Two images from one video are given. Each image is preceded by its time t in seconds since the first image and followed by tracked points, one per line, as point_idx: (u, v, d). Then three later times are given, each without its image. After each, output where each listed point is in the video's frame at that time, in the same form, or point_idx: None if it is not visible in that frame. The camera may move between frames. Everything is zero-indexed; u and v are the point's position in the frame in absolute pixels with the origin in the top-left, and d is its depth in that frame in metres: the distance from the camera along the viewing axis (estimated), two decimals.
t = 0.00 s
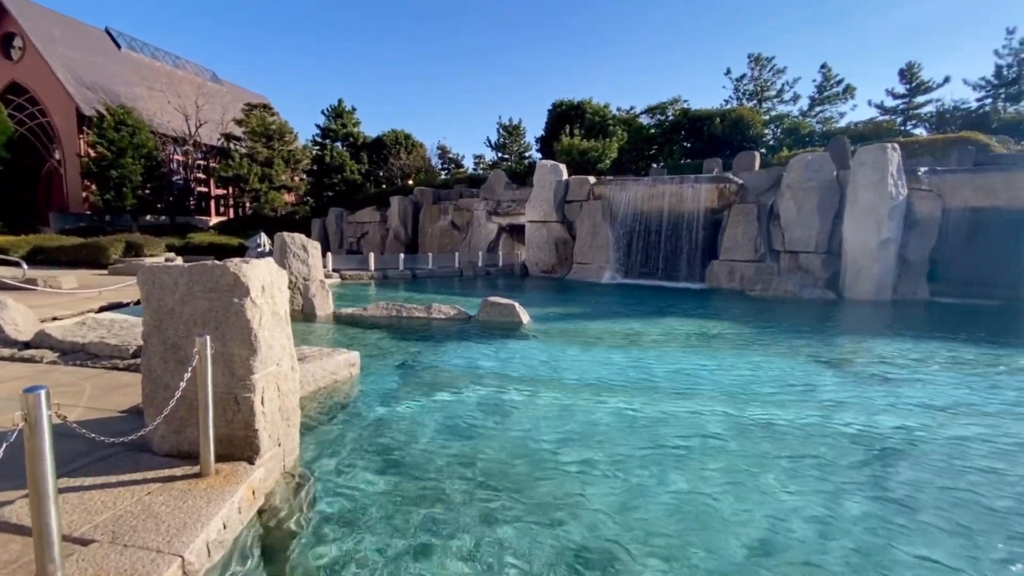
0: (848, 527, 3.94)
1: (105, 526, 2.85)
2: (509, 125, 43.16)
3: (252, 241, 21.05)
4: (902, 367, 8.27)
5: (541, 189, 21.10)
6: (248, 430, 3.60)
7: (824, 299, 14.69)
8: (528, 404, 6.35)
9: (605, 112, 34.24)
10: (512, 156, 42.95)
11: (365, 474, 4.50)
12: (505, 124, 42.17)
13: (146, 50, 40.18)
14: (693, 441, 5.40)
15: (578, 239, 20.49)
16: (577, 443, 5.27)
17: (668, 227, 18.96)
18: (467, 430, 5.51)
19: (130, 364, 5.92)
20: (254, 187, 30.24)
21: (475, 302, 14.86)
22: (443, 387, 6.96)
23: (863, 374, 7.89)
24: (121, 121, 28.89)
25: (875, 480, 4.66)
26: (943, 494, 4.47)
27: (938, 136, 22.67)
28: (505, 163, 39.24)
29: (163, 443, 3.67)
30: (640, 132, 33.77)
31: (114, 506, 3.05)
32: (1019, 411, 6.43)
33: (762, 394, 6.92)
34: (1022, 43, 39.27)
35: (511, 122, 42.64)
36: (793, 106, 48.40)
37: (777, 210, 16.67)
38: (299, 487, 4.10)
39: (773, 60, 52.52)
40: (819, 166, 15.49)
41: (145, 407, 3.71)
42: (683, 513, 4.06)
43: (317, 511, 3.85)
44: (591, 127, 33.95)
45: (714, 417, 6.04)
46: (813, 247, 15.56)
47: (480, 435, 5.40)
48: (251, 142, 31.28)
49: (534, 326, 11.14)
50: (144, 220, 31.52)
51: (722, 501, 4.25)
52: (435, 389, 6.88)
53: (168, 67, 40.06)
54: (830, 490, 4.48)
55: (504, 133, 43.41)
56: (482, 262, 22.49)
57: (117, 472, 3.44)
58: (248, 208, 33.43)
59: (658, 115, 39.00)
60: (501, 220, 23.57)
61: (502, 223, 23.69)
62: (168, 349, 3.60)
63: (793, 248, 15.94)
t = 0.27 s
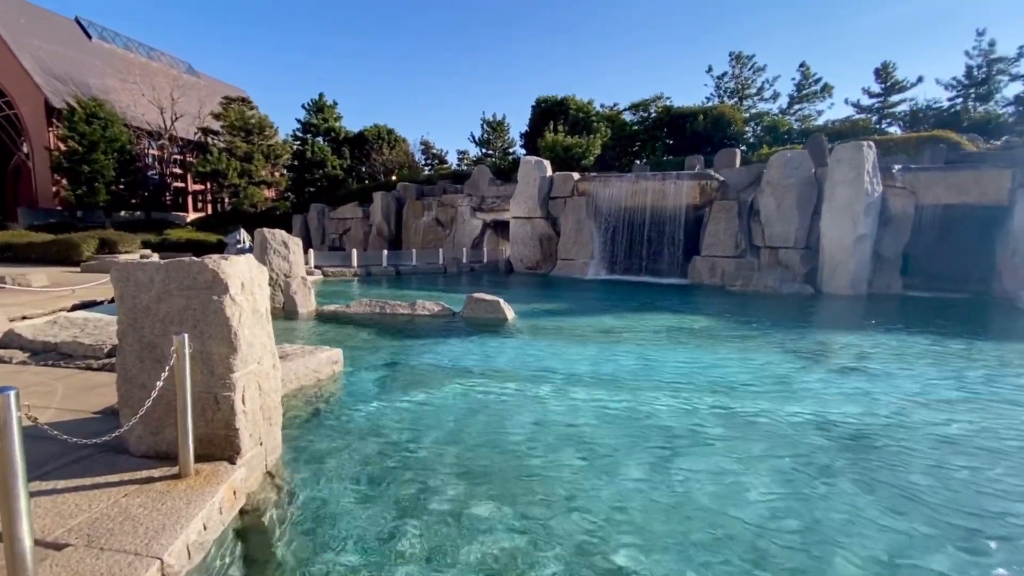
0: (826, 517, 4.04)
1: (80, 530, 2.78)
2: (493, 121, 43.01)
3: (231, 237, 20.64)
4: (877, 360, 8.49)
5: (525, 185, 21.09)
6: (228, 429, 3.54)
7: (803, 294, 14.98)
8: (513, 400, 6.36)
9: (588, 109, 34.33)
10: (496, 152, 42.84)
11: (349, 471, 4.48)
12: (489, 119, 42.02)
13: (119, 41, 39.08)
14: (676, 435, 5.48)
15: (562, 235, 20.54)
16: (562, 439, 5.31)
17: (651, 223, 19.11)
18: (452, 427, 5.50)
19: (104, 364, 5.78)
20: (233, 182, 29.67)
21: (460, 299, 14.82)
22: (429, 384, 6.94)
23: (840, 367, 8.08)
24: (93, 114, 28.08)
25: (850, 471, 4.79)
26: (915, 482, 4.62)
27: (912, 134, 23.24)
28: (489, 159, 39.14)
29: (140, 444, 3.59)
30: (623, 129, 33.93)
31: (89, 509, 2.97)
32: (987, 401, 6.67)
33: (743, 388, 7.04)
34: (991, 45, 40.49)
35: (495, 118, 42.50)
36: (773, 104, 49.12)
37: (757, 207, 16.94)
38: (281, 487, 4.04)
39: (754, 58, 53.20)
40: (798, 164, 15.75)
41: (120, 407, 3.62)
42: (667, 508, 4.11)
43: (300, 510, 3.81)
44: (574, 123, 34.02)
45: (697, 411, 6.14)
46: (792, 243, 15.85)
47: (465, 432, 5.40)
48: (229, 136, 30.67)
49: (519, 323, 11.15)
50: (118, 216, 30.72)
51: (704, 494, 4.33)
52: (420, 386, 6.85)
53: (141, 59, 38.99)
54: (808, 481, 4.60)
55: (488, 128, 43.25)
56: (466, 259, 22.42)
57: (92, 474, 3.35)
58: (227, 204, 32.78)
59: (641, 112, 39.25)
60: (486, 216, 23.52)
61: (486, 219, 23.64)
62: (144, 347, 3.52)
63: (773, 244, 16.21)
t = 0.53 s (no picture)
0: (800, 507, 4.16)
1: (47, 535, 2.70)
2: (475, 116, 42.81)
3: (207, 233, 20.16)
4: (851, 353, 8.72)
5: (507, 180, 21.04)
6: (203, 429, 3.47)
7: (780, 288, 15.27)
8: (496, 395, 6.37)
9: (570, 104, 34.38)
10: (478, 147, 42.66)
11: (330, 470, 4.43)
12: (470, 114, 41.80)
13: (86, 30, 37.79)
14: (657, 429, 5.55)
15: (544, 231, 20.57)
16: (545, 434, 5.34)
17: (633, 218, 19.26)
18: (434, 424, 5.48)
19: (72, 363, 5.59)
20: (208, 177, 28.98)
21: (443, 295, 14.75)
22: (411, 380, 6.89)
23: (815, 360, 8.28)
24: (59, 105, 27.11)
25: (824, 462, 4.93)
26: (885, 471, 4.78)
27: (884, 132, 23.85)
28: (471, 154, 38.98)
29: (110, 445, 3.49)
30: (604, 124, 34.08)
31: (57, 514, 2.88)
32: (954, 392, 6.91)
33: (722, 381, 7.16)
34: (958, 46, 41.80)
35: (477, 113, 42.31)
36: (751, 102, 49.89)
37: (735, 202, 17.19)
38: (259, 486, 3.98)
39: (732, 56, 53.90)
40: (775, 160, 16.04)
41: (89, 407, 3.51)
42: (649, 502, 4.16)
43: (278, 509, 3.76)
44: (556, 119, 34.06)
45: (677, 405, 6.23)
46: (769, 238, 16.15)
47: (448, 428, 5.40)
48: (204, 130, 29.95)
49: (502, 318, 11.15)
50: (87, 211, 29.81)
51: (684, 487, 4.41)
52: (402, 382, 6.80)
53: (110, 49, 37.75)
54: (784, 472, 4.72)
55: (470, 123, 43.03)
56: (449, 255, 22.29)
57: (60, 478, 3.25)
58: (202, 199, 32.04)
59: (622, 108, 39.48)
60: (468, 211, 23.41)
61: (468, 215, 23.53)
62: (113, 346, 3.42)
63: (751, 239, 16.48)
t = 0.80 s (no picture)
0: (773, 497, 4.27)
1: (10, 541, 2.61)
2: (455, 110, 42.48)
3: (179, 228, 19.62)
4: (823, 345, 8.95)
5: (488, 175, 20.95)
6: (174, 429, 3.38)
7: (755, 282, 15.56)
8: (476, 391, 6.36)
9: (550, 99, 34.35)
10: (458, 142, 42.36)
11: (307, 468, 4.38)
12: (450, 108, 41.45)
13: (48, 17, 36.34)
14: (636, 422, 5.63)
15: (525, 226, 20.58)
16: (525, 429, 5.36)
17: (612, 213, 19.38)
18: (415, 421, 5.46)
19: (36, 363, 5.41)
20: (180, 170, 28.19)
21: (423, 291, 14.64)
22: (390, 377, 6.84)
23: (790, 352, 8.47)
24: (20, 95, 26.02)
25: (796, 452, 5.06)
26: (854, 460, 4.93)
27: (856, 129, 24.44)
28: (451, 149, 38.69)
29: (75, 448, 3.39)
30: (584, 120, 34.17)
31: (19, 519, 2.78)
32: (920, 382, 7.16)
33: (699, 375, 7.29)
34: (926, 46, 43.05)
35: (456, 107, 41.98)
36: (728, 98, 50.58)
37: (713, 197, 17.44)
38: (234, 486, 3.91)
39: (709, 52, 54.52)
40: (751, 156, 16.31)
41: (52, 408, 3.39)
42: (627, 496, 4.21)
43: (254, 509, 3.70)
44: (536, 114, 34.01)
45: (655, 399, 6.32)
46: (745, 233, 16.44)
47: (428, 424, 5.38)
48: (174, 121, 29.12)
49: (482, 314, 11.12)
50: (51, 205, 28.77)
51: (661, 479, 4.49)
52: (381, 379, 6.74)
53: (73, 37, 36.35)
54: (758, 463, 4.83)
55: (449, 117, 42.68)
56: (429, 250, 22.12)
57: (23, 482, 3.14)
58: (174, 193, 31.18)
59: (601, 103, 39.62)
60: (448, 206, 23.26)
61: (449, 209, 23.37)
62: (78, 345, 3.30)
63: (727, 234, 16.76)
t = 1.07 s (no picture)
0: (744, 488, 4.38)
1: None
2: (433, 103, 42.05)
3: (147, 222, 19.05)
4: (795, 337, 9.17)
5: (466, 169, 20.83)
6: (141, 429, 3.29)
7: (730, 275, 15.85)
8: (455, 387, 6.36)
9: (529, 93, 34.26)
10: (436, 135, 41.99)
11: (282, 467, 4.32)
12: (428, 101, 41.02)
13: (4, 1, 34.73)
14: (613, 416, 5.71)
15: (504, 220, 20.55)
16: (504, 425, 5.38)
17: (591, 208, 19.49)
18: (392, 418, 5.43)
19: None
20: (148, 162, 27.33)
21: (401, 286, 14.52)
22: (368, 374, 6.78)
23: (763, 344, 8.66)
24: None
25: (767, 443, 5.20)
26: (821, 449, 5.09)
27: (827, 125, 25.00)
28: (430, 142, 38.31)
29: (37, 451, 3.27)
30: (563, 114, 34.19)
31: None
32: (885, 372, 7.41)
33: (675, 368, 7.41)
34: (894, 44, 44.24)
35: (435, 100, 41.57)
36: (705, 94, 51.22)
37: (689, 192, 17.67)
38: (206, 486, 3.83)
39: (686, 48, 55.10)
40: (726, 151, 16.57)
41: (12, 409, 3.27)
42: (603, 489, 4.28)
43: (226, 509, 3.63)
44: (515, 107, 33.89)
45: (632, 393, 6.39)
46: (720, 227, 16.73)
47: (406, 421, 5.35)
48: (141, 112, 28.22)
49: (461, 309, 11.08)
50: (11, 199, 27.63)
51: (636, 473, 4.56)
52: (358, 376, 6.68)
53: (32, 22, 34.82)
54: (730, 455, 4.94)
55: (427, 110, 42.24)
56: (408, 245, 21.93)
57: None
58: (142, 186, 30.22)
59: (580, 97, 39.69)
60: (427, 200, 23.08)
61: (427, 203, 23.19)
62: (38, 343, 3.19)
63: (703, 228, 17.02)
